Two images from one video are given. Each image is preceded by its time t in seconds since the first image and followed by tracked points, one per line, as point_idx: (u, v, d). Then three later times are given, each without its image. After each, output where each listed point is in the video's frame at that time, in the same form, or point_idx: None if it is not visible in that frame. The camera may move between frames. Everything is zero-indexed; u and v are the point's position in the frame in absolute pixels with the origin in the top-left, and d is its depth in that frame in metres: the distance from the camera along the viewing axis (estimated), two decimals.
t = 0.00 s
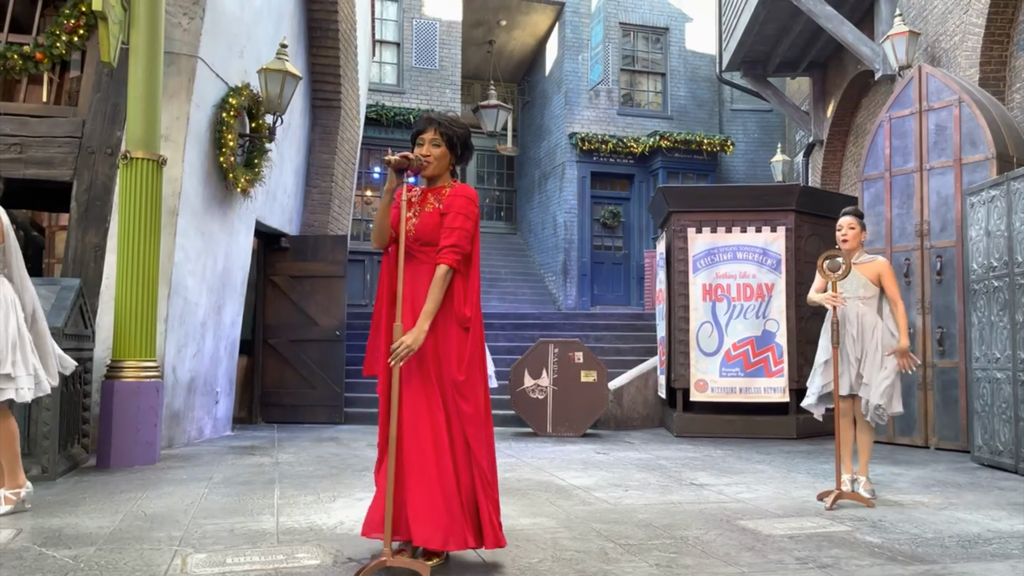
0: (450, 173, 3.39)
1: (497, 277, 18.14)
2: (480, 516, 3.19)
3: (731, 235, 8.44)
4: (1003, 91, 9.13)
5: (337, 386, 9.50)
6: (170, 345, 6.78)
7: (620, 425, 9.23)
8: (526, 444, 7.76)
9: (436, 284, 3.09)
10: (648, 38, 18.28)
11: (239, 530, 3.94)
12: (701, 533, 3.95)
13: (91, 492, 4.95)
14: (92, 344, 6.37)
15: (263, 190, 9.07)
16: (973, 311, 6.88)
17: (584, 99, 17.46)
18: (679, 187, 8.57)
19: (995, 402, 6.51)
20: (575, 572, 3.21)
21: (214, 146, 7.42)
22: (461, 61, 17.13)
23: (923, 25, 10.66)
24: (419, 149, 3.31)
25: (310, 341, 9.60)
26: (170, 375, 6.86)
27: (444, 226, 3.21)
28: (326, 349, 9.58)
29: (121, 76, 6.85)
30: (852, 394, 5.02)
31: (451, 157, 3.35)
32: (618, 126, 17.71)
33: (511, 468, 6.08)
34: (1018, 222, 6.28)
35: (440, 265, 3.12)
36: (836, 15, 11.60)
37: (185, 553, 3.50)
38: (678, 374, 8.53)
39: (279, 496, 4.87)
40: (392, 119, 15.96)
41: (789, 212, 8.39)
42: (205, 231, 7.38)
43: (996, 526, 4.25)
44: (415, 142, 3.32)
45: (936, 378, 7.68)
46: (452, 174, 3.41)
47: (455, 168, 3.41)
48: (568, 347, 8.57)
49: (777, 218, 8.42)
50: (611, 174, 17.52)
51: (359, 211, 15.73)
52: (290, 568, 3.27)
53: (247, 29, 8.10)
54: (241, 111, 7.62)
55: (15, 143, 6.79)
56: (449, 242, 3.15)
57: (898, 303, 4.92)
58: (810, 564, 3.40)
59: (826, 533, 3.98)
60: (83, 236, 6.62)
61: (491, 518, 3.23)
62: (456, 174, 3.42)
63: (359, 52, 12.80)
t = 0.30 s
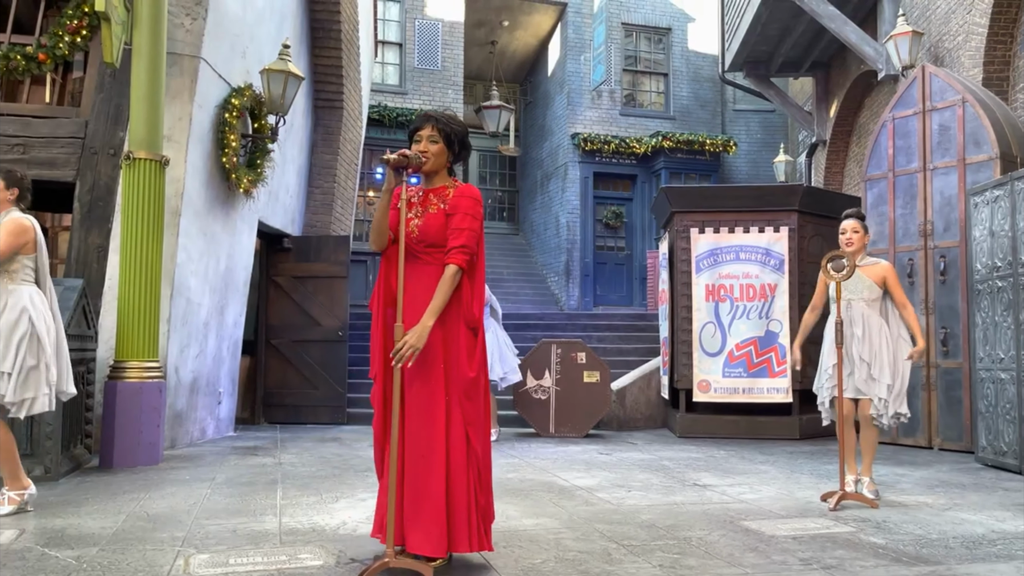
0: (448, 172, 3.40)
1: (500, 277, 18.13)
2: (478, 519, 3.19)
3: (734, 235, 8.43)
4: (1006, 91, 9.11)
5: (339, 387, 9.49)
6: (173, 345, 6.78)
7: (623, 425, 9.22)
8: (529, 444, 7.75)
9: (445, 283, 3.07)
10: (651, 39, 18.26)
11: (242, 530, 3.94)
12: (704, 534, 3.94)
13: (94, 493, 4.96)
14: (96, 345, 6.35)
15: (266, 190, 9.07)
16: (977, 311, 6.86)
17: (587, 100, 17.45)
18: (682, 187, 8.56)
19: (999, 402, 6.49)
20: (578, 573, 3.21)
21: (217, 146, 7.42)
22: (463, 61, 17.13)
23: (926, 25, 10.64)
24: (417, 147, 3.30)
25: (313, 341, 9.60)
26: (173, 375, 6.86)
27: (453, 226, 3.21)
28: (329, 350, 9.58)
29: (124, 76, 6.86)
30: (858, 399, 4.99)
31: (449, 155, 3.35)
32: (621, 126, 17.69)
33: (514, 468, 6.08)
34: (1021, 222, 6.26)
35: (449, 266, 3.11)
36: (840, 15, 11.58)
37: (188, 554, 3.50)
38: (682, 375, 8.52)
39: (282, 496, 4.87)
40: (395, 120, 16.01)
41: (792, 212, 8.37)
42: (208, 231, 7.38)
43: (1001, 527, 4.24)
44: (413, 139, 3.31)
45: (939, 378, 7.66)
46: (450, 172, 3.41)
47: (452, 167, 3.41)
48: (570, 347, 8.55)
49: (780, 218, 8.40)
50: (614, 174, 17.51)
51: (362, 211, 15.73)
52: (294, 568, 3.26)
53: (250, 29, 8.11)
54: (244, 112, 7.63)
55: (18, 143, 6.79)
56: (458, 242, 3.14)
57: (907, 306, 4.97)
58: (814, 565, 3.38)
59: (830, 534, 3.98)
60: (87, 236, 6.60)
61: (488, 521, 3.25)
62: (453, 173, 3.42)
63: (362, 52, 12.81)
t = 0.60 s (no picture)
0: (448, 175, 3.39)
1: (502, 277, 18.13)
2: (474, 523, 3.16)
3: (737, 235, 8.42)
4: (1009, 90, 9.09)
5: (342, 386, 9.49)
6: (175, 345, 6.79)
7: (625, 425, 9.22)
8: (531, 445, 7.74)
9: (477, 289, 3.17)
10: (653, 38, 18.25)
11: (244, 530, 3.94)
12: (707, 534, 3.93)
13: (97, 493, 4.95)
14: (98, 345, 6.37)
15: (268, 190, 9.07)
16: (980, 311, 6.84)
17: (589, 100, 17.44)
18: (684, 187, 8.55)
19: (1003, 402, 6.47)
20: (580, 573, 3.20)
21: (219, 146, 7.42)
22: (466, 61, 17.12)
23: (929, 24, 10.62)
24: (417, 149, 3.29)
25: (315, 341, 9.60)
26: (175, 376, 6.86)
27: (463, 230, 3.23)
28: (331, 350, 9.59)
29: (126, 76, 6.86)
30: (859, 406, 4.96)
31: (449, 158, 3.35)
32: (623, 126, 17.68)
33: (516, 468, 6.07)
34: None
35: (471, 271, 3.17)
36: (843, 14, 11.56)
37: (190, 553, 3.50)
38: (684, 375, 8.52)
39: (284, 496, 4.87)
40: (397, 120, 16.01)
41: (794, 212, 8.38)
42: (210, 231, 7.38)
43: (1004, 527, 4.22)
44: (414, 141, 3.31)
45: (943, 378, 7.65)
46: (450, 176, 3.40)
47: (452, 171, 3.41)
48: (573, 347, 8.53)
49: (782, 218, 8.41)
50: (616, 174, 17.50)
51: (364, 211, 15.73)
52: (296, 568, 3.26)
53: (252, 29, 8.11)
54: (246, 112, 7.63)
55: (20, 143, 6.79)
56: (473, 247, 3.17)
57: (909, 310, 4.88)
58: (817, 565, 3.37)
59: (833, 534, 3.96)
60: (89, 236, 6.61)
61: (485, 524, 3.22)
62: (453, 177, 3.42)
63: (364, 52, 12.82)
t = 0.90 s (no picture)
0: (449, 172, 3.40)
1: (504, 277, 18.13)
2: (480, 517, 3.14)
3: (739, 235, 8.39)
4: (1012, 90, 9.08)
5: (343, 386, 9.50)
6: (177, 345, 6.79)
7: (627, 425, 9.21)
8: (533, 445, 7.74)
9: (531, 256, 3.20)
10: (655, 38, 18.24)
11: (245, 530, 3.94)
12: (709, 534, 3.92)
13: (98, 492, 4.95)
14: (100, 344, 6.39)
15: (270, 190, 9.07)
16: (984, 311, 6.83)
17: (591, 100, 17.45)
18: (686, 187, 8.54)
19: (1006, 402, 6.45)
20: (583, 573, 3.20)
21: (221, 147, 7.41)
22: (467, 61, 17.12)
23: (931, 24, 10.61)
24: (419, 143, 3.27)
25: (316, 341, 9.60)
26: (177, 375, 6.86)
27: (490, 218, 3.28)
28: (333, 350, 9.59)
29: (128, 76, 6.87)
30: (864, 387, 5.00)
31: (450, 155, 3.34)
32: (625, 126, 17.67)
33: (518, 468, 6.07)
34: None
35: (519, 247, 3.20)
36: (845, 14, 11.54)
37: (191, 553, 3.49)
38: (686, 375, 8.55)
39: (285, 496, 4.86)
40: (398, 120, 15.99)
41: (796, 212, 8.36)
42: (211, 231, 7.38)
43: (1007, 527, 4.21)
44: (416, 136, 3.28)
45: (945, 378, 7.63)
46: (450, 173, 3.40)
47: (453, 168, 3.41)
48: (574, 347, 8.55)
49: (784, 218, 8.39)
50: (618, 174, 17.50)
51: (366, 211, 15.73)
52: (297, 568, 3.26)
53: (254, 29, 8.11)
54: (247, 112, 7.63)
55: (22, 143, 6.79)
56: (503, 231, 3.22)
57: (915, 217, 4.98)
58: (820, 565, 3.36)
59: (836, 534, 3.95)
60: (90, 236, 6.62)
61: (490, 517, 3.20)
62: (454, 174, 3.42)
63: (366, 52, 12.80)
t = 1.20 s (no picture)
0: (454, 171, 3.41)
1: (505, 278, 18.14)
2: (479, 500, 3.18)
3: (740, 235, 8.39)
4: (1014, 89, 9.06)
5: (345, 386, 9.51)
6: (178, 345, 6.79)
7: (629, 425, 9.21)
8: (534, 445, 7.74)
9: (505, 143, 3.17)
10: (656, 38, 18.23)
11: (247, 530, 3.94)
12: (711, 535, 3.91)
13: (100, 493, 4.95)
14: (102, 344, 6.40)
15: (272, 189, 9.07)
16: (986, 311, 6.82)
17: (592, 100, 17.47)
18: (687, 187, 8.53)
19: (1008, 403, 6.43)
20: (584, 573, 3.19)
21: (223, 146, 7.42)
22: (469, 61, 17.12)
23: (933, 23, 10.60)
24: (425, 143, 3.28)
25: (318, 341, 9.60)
26: (179, 375, 6.87)
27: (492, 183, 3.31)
28: (335, 350, 9.59)
29: (129, 76, 6.86)
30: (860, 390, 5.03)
31: (457, 156, 3.35)
32: (627, 126, 17.67)
33: (520, 469, 6.07)
34: None
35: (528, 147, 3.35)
36: (847, 14, 11.53)
37: (193, 553, 3.49)
38: (688, 375, 8.49)
39: (287, 496, 4.86)
40: (400, 120, 15.98)
41: (798, 212, 8.35)
42: (213, 231, 7.39)
43: (1010, 527, 4.20)
44: (422, 136, 3.29)
45: (947, 378, 7.63)
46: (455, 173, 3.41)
47: (459, 168, 3.41)
48: (576, 347, 8.59)
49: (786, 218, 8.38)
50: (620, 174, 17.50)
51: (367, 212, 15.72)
52: (299, 568, 3.25)
53: (255, 29, 8.11)
54: (250, 111, 7.63)
55: (24, 143, 6.80)
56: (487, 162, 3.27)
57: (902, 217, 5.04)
58: (822, 566, 3.36)
59: (838, 535, 3.95)
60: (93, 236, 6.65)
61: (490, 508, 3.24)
62: (459, 174, 3.43)
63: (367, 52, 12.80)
